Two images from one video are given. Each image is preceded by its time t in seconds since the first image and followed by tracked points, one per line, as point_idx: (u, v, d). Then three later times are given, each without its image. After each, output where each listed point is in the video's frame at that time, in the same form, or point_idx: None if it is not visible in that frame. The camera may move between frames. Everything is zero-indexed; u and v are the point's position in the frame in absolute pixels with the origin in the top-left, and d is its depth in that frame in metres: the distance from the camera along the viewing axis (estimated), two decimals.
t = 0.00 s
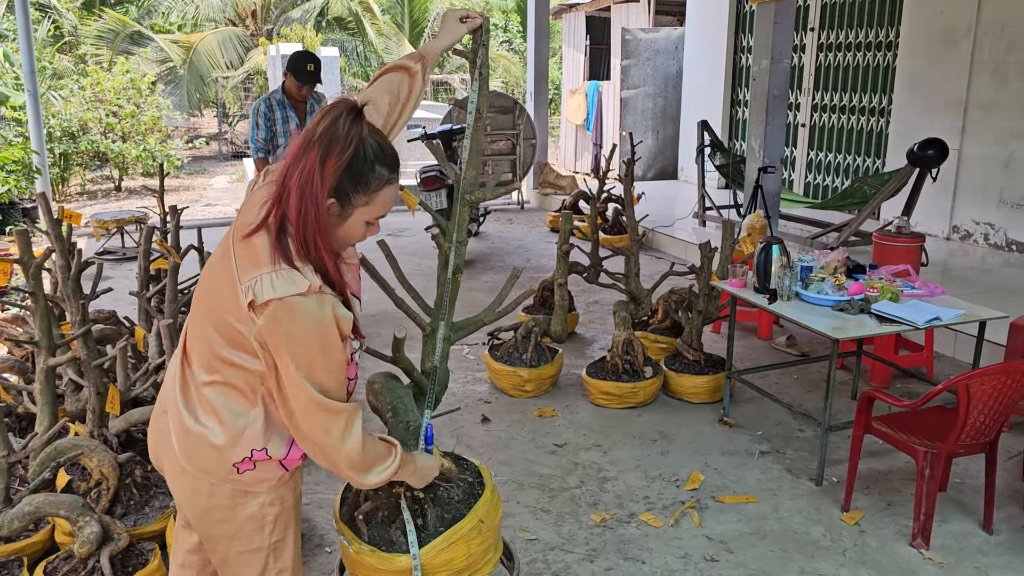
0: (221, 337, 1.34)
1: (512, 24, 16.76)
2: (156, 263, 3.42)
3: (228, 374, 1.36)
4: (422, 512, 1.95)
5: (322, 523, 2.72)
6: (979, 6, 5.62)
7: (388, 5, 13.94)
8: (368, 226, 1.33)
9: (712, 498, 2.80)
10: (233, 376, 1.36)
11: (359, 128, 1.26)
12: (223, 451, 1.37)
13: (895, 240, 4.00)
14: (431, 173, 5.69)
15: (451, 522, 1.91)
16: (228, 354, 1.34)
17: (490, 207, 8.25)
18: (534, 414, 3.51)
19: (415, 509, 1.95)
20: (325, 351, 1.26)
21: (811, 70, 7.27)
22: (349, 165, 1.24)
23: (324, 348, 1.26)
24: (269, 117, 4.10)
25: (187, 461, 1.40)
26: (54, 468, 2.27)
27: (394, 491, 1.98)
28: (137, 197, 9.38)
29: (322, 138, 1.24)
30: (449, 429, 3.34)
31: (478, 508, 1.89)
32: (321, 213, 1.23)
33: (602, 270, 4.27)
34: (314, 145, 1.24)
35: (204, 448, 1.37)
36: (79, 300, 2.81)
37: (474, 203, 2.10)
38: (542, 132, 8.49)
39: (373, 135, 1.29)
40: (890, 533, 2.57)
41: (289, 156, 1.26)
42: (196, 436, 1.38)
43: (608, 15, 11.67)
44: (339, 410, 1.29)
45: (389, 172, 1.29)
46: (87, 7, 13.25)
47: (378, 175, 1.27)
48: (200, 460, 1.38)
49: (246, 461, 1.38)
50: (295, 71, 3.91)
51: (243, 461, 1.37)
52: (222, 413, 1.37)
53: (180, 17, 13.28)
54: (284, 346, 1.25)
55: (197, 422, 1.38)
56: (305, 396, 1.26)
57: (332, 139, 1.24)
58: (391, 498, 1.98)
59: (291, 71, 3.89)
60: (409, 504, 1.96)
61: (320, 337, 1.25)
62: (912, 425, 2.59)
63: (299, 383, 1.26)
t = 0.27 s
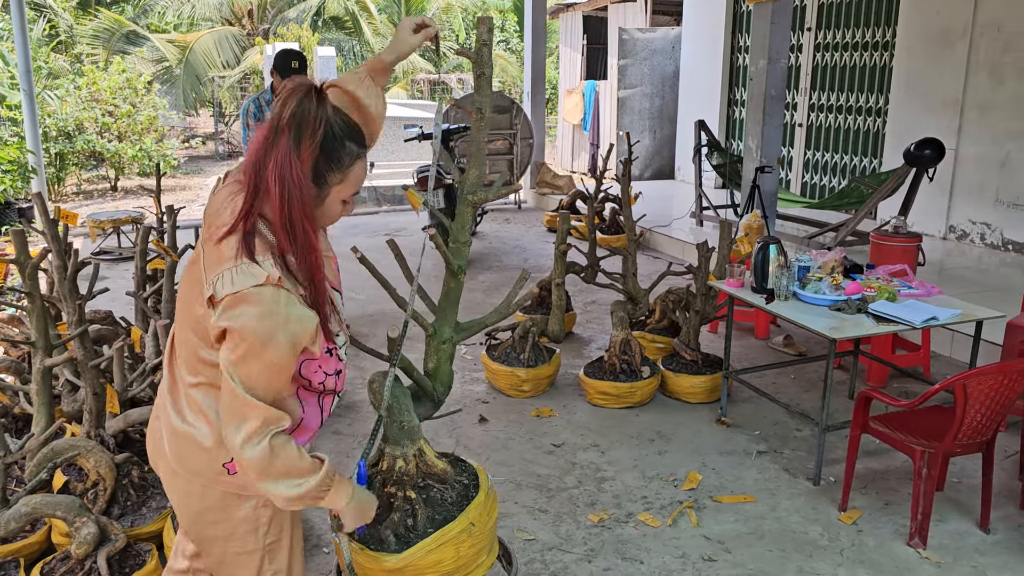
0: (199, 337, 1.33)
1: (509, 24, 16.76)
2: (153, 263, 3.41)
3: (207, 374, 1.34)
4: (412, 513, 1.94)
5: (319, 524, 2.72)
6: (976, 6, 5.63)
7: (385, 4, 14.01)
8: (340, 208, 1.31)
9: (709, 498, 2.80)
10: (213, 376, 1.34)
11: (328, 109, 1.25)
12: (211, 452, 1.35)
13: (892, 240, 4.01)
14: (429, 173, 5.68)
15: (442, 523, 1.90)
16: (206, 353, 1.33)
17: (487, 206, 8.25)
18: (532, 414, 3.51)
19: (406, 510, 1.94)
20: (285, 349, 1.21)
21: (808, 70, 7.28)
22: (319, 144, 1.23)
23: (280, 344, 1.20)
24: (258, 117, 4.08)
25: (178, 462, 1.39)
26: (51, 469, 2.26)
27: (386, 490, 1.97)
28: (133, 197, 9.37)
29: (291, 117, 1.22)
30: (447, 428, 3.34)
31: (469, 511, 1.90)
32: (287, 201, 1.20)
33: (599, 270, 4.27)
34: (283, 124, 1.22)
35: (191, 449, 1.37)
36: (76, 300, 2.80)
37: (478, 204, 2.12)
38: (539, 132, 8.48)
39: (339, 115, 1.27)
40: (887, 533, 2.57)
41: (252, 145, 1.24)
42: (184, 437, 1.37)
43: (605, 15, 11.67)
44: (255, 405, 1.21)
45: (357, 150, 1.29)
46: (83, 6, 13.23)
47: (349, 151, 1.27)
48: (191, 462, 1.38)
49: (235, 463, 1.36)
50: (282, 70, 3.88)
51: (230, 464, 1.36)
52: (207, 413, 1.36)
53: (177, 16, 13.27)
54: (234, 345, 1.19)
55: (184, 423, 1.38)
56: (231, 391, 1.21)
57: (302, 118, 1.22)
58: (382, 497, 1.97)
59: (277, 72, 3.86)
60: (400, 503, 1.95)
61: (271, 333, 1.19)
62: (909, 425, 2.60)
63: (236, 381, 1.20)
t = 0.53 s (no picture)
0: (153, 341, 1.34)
1: (505, 24, 16.76)
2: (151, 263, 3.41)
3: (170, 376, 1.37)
4: (403, 513, 1.95)
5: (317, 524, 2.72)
6: (972, 6, 5.64)
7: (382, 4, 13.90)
8: (284, 187, 1.39)
9: (707, 498, 2.80)
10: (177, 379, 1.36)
11: (258, 91, 1.32)
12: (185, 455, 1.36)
13: (889, 240, 4.02)
14: (426, 173, 5.68)
15: (433, 526, 1.92)
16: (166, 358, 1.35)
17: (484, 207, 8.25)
18: (530, 414, 3.51)
19: (398, 510, 1.96)
20: (229, 325, 1.26)
21: (805, 70, 7.29)
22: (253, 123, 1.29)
23: (223, 332, 1.25)
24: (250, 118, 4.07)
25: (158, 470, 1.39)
26: (48, 469, 2.26)
27: (380, 489, 1.99)
28: (130, 198, 9.35)
29: (222, 104, 1.28)
30: (444, 428, 3.34)
31: (460, 512, 1.92)
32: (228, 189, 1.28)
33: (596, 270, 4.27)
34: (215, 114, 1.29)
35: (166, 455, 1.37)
36: (73, 300, 2.79)
37: (480, 206, 2.10)
38: (536, 132, 8.48)
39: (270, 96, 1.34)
40: (884, 532, 2.58)
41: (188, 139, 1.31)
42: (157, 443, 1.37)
43: (602, 15, 11.67)
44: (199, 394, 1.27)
45: (294, 126, 1.36)
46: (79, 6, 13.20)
47: (288, 127, 1.35)
48: (166, 465, 1.39)
49: (213, 465, 1.36)
50: (274, 72, 3.87)
51: (206, 466, 1.35)
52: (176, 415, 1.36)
53: (173, 16, 13.24)
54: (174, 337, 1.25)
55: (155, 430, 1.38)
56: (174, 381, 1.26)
57: (234, 103, 1.29)
58: (376, 496, 1.99)
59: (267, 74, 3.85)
60: (393, 503, 1.96)
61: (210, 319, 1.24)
62: (906, 425, 2.60)
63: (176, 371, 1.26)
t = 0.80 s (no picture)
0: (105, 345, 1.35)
1: (503, 23, 16.76)
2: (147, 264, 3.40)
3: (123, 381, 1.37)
4: (396, 513, 1.94)
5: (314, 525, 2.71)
6: (970, 6, 5.65)
7: (378, 3, 14.20)
8: (246, 177, 1.41)
9: (705, 498, 2.80)
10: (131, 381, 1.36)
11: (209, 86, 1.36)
12: (135, 457, 1.37)
13: (886, 240, 4.02)
14: (424, 173, 5.68)
15: (425, 525, 1.91)
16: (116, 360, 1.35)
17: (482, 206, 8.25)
18: (528, 414, 3.51)
19: (390, 509, 1.95)
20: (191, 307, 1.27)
21: (802, 70, 7.29)
22: (206, 114, 1.33)
23: (178, 312, 1.26)
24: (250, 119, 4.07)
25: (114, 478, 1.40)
26: (45, 469, 2.26)
27: (374, 487, 1.99)
28: (127, 197, 9.33)
29: (175, 100, 1.32)
30: (442, 428, 3.33)
31: (453, 515, 1.91)
32: (183, 178, 1.32)
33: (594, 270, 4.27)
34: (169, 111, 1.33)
35: (121, 460, 1.38)
36: (70, 300, 2.79)
37: (482, 206, 2.10)
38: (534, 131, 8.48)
39: (223, 93, 1.38)
40: (882, 532, 2.58)
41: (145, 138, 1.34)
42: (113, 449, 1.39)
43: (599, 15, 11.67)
44: (169, 372, 1.26)
45: (248, 117, 1.39)
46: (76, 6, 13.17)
47: (244, 119, 1.39)
48: (120, 470, 1.39)
49: (165, 466, 1.37)
50: (276, 73, 3.87)
51: (158, 469, 1.37)
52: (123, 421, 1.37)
53: (170, 15, 13.21)
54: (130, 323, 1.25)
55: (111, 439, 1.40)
56: (136, 363, 1.25)
57: (186, 98, 1.32)
58: (370, 494, 1.99)
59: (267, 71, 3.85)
60: (385, 502, 1.96)
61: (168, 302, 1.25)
62: (904, 424, 2.60)
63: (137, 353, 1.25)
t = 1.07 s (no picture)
0: (83, 340, 1.36)
1: (501, 24, 16.76)
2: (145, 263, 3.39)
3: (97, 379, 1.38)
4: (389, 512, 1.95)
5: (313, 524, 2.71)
6: (966, 7, 5.66)
7: (377, 4, 14.19)
8: (248, 194, 1.50)
9: (702, 497, 2.81)
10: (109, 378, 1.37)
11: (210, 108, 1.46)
12: (94, 452, 1.39)
13: (884, 240, 4.03)
14: (422, 173, 5.68)
15: (417, 525, 1.91)
16: (95, 356, 1.36)
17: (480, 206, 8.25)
18: (526, 413, 3.52)
19: (383, 508, 1.96)
20: (210, 298, 1.34)
21: (800, 70, 7.30)
22: (214, 130, 1.43)
23: (204, 298, 1.33)
24: (255, 119, 4.08)
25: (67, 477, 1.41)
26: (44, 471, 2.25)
27: (368, 486, 2.00)
28: (124, 198, 9.31)
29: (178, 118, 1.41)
30: (439, 428, 3.33)
31: (445, 515, 1.90)
32: (197, 186, 1.41)
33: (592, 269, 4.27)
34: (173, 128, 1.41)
35: (78, 458, 1.39)
36: (69, 300, 2.78)
37: (484, 205, 2.10)
38: (532, 131, 8.47)
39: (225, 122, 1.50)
40: (880, 531, 2.59)
41: (153, 157, 1.42)
42: (67, 445, 1.40)
43: (597, 15, 11.67)
44: (209, 356, 1.30)
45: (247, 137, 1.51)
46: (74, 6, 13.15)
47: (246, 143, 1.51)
48: (76, 464, 1.39)
49: (124, 458, 1.38)
50: (281, 72, 3.90)
51: (116, 460, 1.38)
52: (90, 417, 1.38)
53: (168, 15, 13.20)
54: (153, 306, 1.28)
55: (68, 438, 1.40)
56: (171, 345, 1.28)
57: (191, 116, 1.41)
58: (364, 492, 2.00)
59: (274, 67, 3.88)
60: (379, 501, 1.97)
61: (192, 289, 1.32)
62: (901, 423, 2.61)
63: (168, 332, 1.28)
